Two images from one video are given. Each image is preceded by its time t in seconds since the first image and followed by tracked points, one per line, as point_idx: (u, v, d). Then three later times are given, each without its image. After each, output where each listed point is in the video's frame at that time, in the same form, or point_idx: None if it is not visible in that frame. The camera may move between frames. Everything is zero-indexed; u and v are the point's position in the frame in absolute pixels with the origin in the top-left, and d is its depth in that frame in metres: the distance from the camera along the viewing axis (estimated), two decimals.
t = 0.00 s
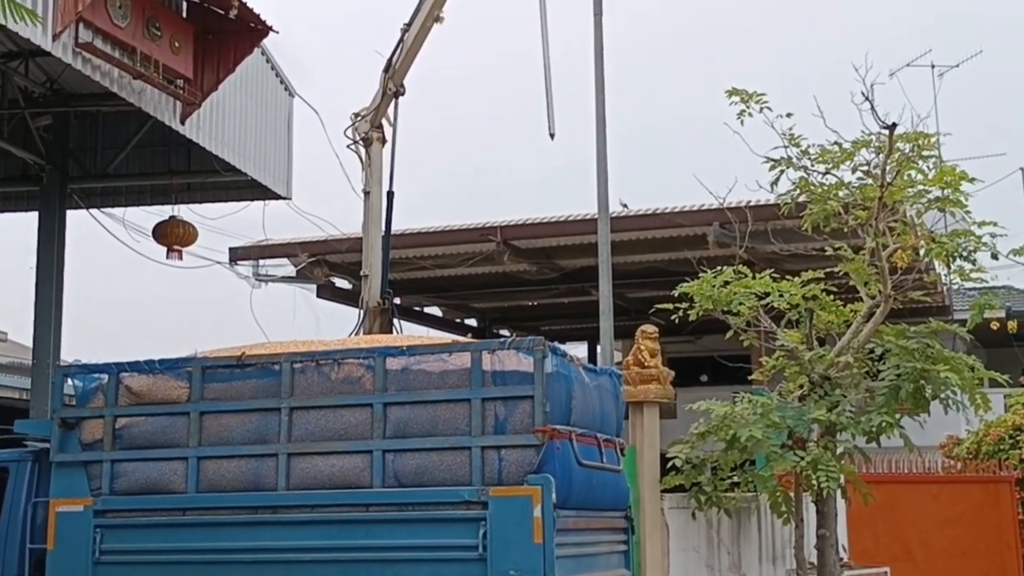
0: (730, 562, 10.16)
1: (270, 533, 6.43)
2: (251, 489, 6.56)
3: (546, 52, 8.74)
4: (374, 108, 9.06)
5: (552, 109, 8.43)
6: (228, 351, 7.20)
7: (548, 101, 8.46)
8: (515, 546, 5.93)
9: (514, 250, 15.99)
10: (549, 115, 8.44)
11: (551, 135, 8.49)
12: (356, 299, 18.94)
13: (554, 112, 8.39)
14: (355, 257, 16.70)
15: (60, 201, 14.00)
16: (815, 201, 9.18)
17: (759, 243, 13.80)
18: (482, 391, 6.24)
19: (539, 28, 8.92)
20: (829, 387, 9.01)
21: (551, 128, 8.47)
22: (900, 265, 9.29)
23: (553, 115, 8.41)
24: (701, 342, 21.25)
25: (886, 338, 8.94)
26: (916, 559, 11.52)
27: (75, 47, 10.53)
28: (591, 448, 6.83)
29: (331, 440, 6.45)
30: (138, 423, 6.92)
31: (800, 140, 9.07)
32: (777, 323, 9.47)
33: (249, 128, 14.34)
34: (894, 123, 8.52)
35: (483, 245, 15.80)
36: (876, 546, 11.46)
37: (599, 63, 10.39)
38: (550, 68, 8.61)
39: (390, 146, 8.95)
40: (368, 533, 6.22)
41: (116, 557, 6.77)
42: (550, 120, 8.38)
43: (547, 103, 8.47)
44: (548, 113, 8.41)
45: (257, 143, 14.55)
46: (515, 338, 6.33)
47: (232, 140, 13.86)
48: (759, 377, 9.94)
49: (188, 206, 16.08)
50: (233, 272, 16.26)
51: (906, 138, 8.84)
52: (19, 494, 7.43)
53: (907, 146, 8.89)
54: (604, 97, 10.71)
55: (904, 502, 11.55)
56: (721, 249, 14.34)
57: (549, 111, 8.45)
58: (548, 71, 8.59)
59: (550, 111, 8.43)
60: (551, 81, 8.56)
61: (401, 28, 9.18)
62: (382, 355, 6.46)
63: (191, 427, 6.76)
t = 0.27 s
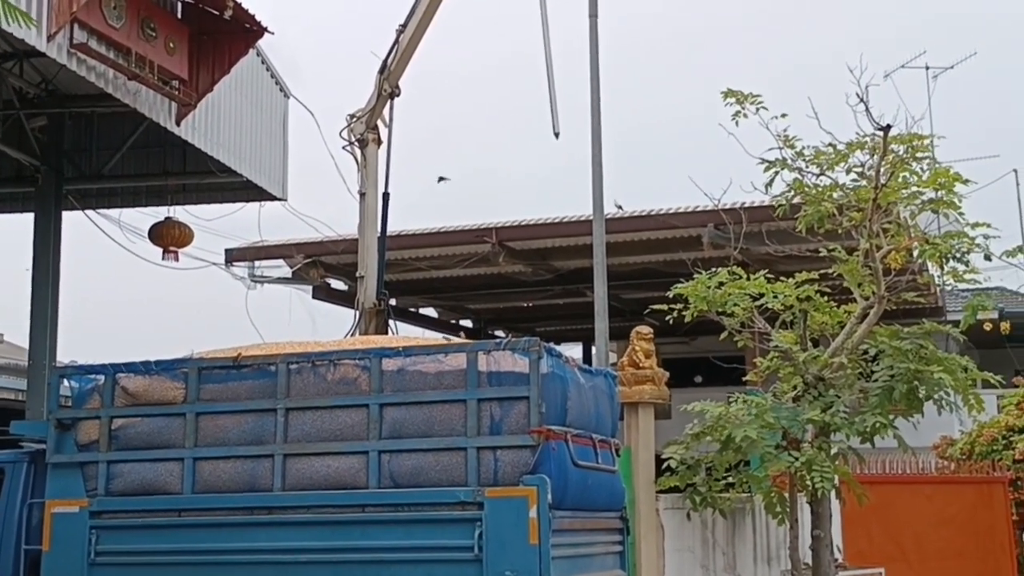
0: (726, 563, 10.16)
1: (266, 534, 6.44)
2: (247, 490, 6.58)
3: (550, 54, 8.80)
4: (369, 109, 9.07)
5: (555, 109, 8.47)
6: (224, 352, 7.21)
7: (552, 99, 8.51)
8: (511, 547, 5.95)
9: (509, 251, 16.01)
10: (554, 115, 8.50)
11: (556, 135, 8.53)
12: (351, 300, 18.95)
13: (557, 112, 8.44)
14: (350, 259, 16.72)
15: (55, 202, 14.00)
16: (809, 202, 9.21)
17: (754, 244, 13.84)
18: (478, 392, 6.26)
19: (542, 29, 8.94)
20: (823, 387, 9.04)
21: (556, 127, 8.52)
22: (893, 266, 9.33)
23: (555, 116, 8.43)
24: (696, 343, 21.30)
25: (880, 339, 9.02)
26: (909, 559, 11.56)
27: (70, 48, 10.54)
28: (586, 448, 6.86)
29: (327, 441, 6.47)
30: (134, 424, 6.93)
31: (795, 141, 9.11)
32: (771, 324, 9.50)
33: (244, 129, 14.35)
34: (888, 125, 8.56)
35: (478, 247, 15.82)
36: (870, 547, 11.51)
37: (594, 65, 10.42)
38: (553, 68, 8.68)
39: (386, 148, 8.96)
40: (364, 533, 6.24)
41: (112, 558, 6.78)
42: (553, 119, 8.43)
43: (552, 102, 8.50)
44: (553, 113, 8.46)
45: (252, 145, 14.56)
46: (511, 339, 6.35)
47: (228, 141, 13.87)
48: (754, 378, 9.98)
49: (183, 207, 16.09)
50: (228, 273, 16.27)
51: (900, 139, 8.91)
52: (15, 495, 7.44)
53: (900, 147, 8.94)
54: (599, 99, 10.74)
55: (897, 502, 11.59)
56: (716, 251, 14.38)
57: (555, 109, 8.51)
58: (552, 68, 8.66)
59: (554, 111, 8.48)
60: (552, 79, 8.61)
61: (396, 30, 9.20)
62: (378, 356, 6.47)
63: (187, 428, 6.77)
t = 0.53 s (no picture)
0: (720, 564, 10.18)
1: (260, 536, 6.42)
2: (241, 492, 6.55)
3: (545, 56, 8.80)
4: (364, 110, 9.05)
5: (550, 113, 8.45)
6: (218, 353, 7.19)
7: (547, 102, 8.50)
8: (505, 548, 5.93)
9: (503, 252, 15.99)
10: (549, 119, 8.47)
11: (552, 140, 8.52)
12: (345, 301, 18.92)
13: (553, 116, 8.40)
14: (345, 260, 16.69)
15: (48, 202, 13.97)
16: (804, 203, 9.20)
17: (748, 245, 13.84)
18: (473, 394, 6.24)
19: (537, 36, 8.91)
20: (818, 388, 9.03)
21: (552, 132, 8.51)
22: (888, 267, 9.32)
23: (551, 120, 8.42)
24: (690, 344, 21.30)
25: (875, 341, 9.01)
26: (904, 560, 11.57)
27: (64, 49, 10.51)
28: (581, 450, 6.84)
29: (321, 443, 6.45)
30: (127, 426, 6.90)
31: (789, 142, 9.10)
32: (766, 325, 9.50)
33: (238, 130, 14.32)
34: (883, 126, 8.56)
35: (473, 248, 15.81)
36: (864, 547, 11.52)
37: (588, 66, 10.42)
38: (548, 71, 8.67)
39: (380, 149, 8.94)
40: (358, 535, 6.22)
41: (105, 560, 6.75)
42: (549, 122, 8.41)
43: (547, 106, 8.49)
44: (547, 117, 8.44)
45: (246, 146, 14.53)
46: (505, 340, 6.33)
47: (222, 142, 13.84)
48: (749, 379, 9.97)
49: (177, 208, 16.05)
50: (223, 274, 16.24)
51: (895, 141, 8.88)
52: (8, 497, 7.41)
53: (895, 148, 8.92)
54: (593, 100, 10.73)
55: (892, 503, 11.59)
56: (711, 252, 14.37)
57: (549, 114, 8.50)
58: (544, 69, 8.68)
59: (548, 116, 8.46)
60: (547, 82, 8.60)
61: (391, 31, 9.17)
62: (372, 358, 6.45)
63: (180, 430, 6.74)
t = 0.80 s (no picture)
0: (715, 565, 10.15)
1: (254, 537, 6.38)
2: (235, 493, 6.51)
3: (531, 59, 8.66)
4: (359, 111, 9.01)
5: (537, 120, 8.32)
6: (211, 354, 7.14)
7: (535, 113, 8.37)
8: (501, 550, 5.90)
9: (499, 253, 15.96)
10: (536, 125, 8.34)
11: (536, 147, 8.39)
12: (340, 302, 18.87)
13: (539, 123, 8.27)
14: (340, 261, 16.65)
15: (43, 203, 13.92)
16: (800, 204, 9.18)
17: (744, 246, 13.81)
18: (468, 394, 6.21)
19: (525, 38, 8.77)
20: (815, 389, 9.00)
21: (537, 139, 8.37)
22: (885, 267, 9.30)
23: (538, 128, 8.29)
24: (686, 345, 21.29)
25: (872, 341, 9.00)
26: (900, 561, 11.45)
27: (58, 49, 10.48)
28: (577, 451, 6.81)
29: (315, 444, 6.42)
30: (120, 427, 6.85)
31: (785, 143, 9.08)
32: (762, 326, 9.48)
33: (233, 131, 14.28)
34: (879, 126, 8.53)
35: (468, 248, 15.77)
36: (861, 549, 11.32)
37: (584, 66, 10.39)
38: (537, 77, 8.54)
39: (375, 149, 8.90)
40: (353, 537, 6.18)
41: (98, 561, 6.71)
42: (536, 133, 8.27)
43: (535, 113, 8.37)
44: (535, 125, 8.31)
45: (241, 146, 14.48)
46: (501, 340, 6.29)
47: (216, 142, 13.80)
48: (745, 380, 9.95)
49: (172, 209, 16.00)
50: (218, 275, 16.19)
51: (891, 141, 8.88)
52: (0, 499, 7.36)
53: (891, 149, 8.91)
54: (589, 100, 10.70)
55: (889, 504, 11.53)
56: (706, 252, 14.34)
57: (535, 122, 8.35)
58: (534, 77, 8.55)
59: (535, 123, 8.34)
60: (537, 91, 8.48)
61: (386, 31, 9.14)
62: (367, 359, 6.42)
63: (175, 431, 6.70)
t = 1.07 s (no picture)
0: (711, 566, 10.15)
1: (249, 538, 6.38)
2: (230, 494, 6.51)
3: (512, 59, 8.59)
4: (354, 112, 9.02)
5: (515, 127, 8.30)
6: (207, 355, 7.15)
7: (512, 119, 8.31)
8: (496, 550, 5.90)
9: (494, 254, 15.96)
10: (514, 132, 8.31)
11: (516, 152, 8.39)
12: (335, 303, 18.88)
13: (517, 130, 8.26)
14: (335, 262, 16.65)
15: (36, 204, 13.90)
16: (795, 205, 9.21)
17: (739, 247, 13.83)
18: (463, 395, 6.21)
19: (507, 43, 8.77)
20: (810, 390, 9.02)
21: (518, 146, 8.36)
22: (880, 268, 9.32)
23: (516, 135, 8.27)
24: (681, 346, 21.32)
25: (867, 342, 9.03)
26: (894, 561, 11.51)
27: (52, 49, 10.47)
28: (572, 451, 6.82)
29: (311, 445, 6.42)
30: (115, 428, 6.85)
31: (780, 144, 9.10)
32: (757, 327, 9.49)
33: (227, 132, 14.27)
34: (874, 126, 8.55)
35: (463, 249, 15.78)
36: (856, 549, 11.40)
37: (579, 67, 10.40)
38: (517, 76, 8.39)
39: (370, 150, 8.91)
40: (348, 537, 6.19)
41: (93, 562, 6.71)
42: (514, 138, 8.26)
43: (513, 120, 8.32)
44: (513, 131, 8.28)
45: (236, 147, 14.48)
46: (496, 341, 6.30)
47: (211, 144, 13.80)
48: (741, 381, 9.97)
49: (167, 210, 16.00)
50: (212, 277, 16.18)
51: (886, 142, 8.91)
52: None
53: (886, 150, 8.94)
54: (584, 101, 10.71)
55: (883, 504, 11.59)
56: (702, 253, 14.36)
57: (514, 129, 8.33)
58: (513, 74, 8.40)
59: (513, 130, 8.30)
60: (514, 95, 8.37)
61: (381, 31, 9.14)
62: (362, 360, 6.42)
63: (169, 432, 6.70)
